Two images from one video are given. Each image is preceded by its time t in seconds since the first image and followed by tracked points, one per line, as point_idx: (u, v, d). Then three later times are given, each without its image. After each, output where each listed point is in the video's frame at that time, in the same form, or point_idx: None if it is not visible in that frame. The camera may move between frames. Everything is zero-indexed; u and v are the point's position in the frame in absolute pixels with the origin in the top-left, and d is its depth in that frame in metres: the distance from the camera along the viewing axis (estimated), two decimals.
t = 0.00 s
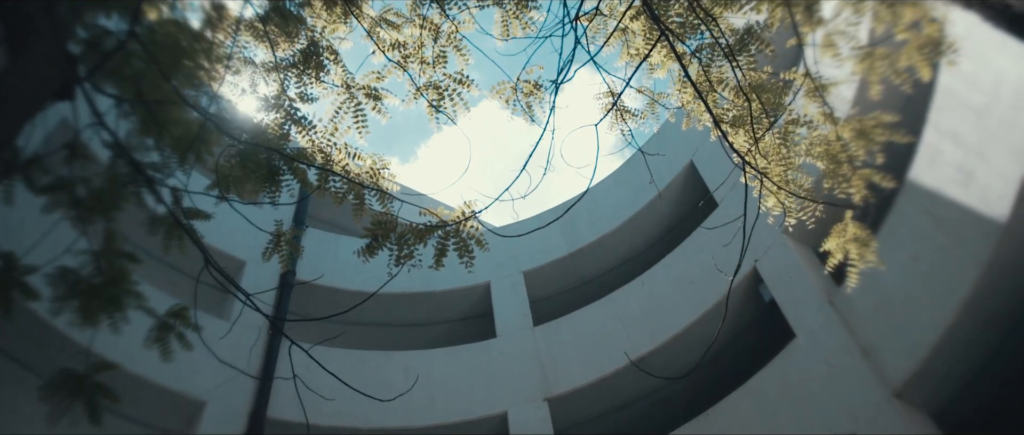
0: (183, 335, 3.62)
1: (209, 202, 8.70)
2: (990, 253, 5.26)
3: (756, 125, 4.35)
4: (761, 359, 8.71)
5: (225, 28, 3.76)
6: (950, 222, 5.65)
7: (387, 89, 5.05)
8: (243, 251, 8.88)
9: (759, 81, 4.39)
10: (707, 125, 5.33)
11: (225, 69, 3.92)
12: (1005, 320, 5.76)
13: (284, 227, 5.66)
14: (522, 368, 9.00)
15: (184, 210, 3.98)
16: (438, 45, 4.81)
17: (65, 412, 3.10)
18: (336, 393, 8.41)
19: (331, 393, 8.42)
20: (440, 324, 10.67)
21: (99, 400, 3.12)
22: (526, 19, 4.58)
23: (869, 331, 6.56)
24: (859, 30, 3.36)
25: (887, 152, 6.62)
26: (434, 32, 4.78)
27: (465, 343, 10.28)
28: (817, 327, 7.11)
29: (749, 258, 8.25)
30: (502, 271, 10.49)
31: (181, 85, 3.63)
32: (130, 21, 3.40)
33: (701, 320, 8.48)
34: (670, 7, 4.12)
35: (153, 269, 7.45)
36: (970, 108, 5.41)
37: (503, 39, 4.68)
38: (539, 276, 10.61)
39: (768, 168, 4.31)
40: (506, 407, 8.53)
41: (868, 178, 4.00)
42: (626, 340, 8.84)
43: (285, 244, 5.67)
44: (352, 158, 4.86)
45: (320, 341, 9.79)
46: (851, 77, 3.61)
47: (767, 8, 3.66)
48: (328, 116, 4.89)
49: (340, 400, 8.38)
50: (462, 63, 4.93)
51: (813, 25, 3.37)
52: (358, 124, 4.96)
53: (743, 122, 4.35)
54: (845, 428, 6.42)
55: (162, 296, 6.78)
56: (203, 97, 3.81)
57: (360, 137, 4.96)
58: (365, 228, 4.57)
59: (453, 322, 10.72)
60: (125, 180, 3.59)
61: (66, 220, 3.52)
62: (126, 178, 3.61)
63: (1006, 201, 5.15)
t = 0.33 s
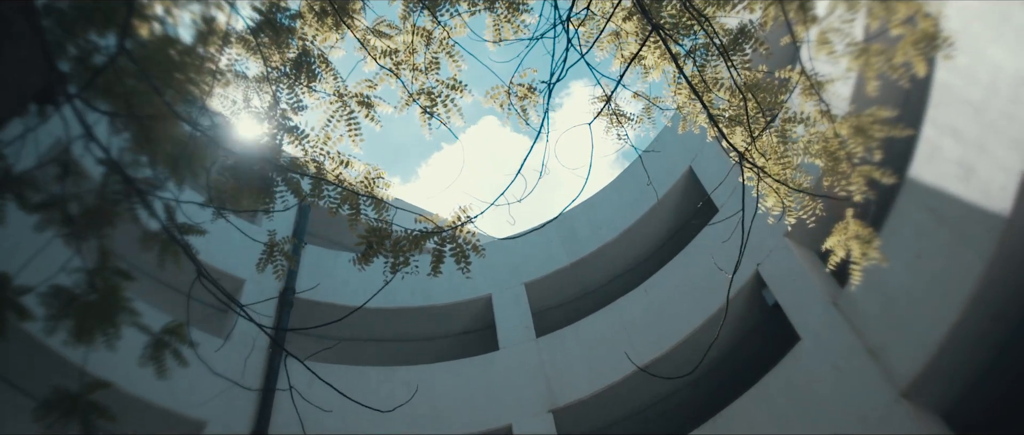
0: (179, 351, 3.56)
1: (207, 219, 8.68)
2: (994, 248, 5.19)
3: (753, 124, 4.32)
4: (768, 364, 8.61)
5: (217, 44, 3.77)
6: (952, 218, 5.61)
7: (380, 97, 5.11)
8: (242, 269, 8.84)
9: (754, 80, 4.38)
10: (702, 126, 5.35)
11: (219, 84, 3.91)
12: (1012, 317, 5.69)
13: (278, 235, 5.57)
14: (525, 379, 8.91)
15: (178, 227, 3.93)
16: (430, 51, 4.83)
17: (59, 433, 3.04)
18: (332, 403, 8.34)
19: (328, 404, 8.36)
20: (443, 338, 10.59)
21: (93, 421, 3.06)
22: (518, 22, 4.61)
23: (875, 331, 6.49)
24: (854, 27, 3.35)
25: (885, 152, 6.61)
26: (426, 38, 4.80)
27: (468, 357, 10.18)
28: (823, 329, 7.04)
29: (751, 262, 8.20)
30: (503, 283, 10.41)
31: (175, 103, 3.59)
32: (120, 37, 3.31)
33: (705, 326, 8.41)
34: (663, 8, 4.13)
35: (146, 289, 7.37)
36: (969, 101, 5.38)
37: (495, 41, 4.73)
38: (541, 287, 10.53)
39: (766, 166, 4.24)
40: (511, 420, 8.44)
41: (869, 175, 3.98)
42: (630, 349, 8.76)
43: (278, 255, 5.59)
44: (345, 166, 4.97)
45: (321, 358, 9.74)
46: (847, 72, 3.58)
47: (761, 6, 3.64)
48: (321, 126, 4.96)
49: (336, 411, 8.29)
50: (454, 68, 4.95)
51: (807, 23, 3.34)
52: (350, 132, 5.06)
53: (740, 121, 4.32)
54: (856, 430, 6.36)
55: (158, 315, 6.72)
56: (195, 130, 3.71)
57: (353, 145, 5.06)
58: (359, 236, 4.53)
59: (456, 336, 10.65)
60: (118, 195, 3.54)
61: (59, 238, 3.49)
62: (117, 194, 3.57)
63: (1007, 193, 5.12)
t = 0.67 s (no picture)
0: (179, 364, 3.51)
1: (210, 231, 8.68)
2: (1002, 237, 5.16)
3: (751, 118, 4.29)
4: (777, 364, 8.52)
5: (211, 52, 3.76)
6: (957, 209, 5.57)
7: (376, 101, 5.07)
8: (246, 283, 8.80)
9: (751, 74, 4.35)
10: (700, 123, 5.40)
11: (212, 93, 3.89)
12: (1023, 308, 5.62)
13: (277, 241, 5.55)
14: (533, 386, 8.82)
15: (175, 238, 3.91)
16: (424, 52, 4.81)
17: None
18: (334, 410, 8.30)
19: (330, 410, 8.32)
20: (449, 349, 10.53)
21: None
22: (512, 22, 4.59)
23: (884, 327, 6.42)
24: (850, 18, 3.33)
25: (888, 146, 6.55)
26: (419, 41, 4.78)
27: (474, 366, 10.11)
28: (830, 327, 6.97)
29: (757, 261, 8.14)
30: (507, 291, 10.32)
31: (166, 110, 3.57)
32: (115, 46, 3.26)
33: (711, 327, 8.33)
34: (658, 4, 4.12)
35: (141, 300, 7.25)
36: (970, 90, 5.34)
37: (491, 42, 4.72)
38: (545, 294, 10.47)
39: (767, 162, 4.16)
40: (519, 428, 8.35)
41: (870, 166, 4.00)
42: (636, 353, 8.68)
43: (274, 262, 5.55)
44: (340, 171, 4.99)
45: (327, 371, 9.73)
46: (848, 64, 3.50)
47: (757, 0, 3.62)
48: (316, 132, 4.94)
49: (338, 417, 8.26)
50: (449, 70, 4.99)
51: (804, 16, 3.33)
52: (346, 137, 5.03)
53: (738, 115, 4.30)
54: (868, 427, 6.30)
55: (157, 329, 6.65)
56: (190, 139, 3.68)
57: (348, 150, 5.06)
58: (354, 239, 4.58)
59: (462, 345, 10.57)
60: (116, 208, 3.47)
61: (55, 252, 3.45)
62: (113, 207, 3.48)
63: (1013, 181, 5.07)
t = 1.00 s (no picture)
0: (184, 370, 3.51)
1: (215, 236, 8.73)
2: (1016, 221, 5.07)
3: (756, 106, 4.23)
4: (792, 358, 8.43)
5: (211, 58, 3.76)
6: (969, 194, 5.49)
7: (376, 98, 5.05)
8: (254, 290, 8.82)
9: (755, 63, 4.31)
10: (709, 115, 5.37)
11: (212, 98, 3.90)
12: None
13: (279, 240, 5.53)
14: (544, 387, 8.75)
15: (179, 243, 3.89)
16: (422, 49, 4.76)
17: None
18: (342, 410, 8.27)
19: (336, 410, 8.31)
20: (460, 353, 10.48)
21: None
22: (511, 15, 4.56)
23: (899, 317, 6.34)
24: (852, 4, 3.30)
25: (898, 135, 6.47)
26: (417, 38, 4.73)
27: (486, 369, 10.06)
28: (843, 319, 6.89)
29: (767, 254, 8.05)
30: (516, 293, 10.24)
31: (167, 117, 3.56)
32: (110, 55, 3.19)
33: (724, 324, 8.24)
34: None
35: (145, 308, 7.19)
36: (977, 73, 5.28)
37: (489, 37, 4.72)
38: (555, 295, 10.41)
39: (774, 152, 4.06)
40: (532, 430, 8.27)
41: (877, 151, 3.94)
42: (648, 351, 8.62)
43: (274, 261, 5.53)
44: (340, 169, 4.99)
45: (339, 378, 9.73)
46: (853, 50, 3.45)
47: None
48: (315, 131, 4.97)
49: (345, 419, 8.24)
50: (449, 67, 4.92)
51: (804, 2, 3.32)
52: (347, 136, 5.05)
53: (742, 103, 4.23)
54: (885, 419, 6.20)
55: (161, 337, 6.63)
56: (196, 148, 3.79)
57: (349, 148, 5.08)
58: (355, 236, 4.58)
59: (473, 348, 10.53)
60: (118, 214, 3.45)
61: (59, 261, 3.44)
62: (115, 216, 3.44)
63: None
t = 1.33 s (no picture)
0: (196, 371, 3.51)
1: (227, 238, 8.77)
2: None
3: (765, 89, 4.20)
4: (814, 346, 8.32)
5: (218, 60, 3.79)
6: (988, 172, 5.39)
7: (380, 93, 5.05)
8: (268, 293, 8.81)
9: (764, 45, 4.26)
10: (718, 104, 5.36)
11: (218, 97, 3.89)
12: None
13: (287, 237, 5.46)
14: (562, 382, 8.68)
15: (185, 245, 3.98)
16: (426, 42, 4.80)
17: None
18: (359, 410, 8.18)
19: (351, 406, 8.27)
20: (477, 352, 10.44)
21: None
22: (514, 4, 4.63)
23: (920, 301, 6.24)
24: None
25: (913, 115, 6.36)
26: (420, 31, 4.70)
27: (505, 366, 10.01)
28: (864, 306, 6.78)
29: (785, 242, 7.93)
30: (531, 291, 10.17)
31: (174, 118, 3.57)
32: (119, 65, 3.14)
33: (743, 314, 8.15)
34: None
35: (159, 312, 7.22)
36: (992, 49, 5.16)
37: (492, 27, 4.74)
38: (571, 291, 10.35)
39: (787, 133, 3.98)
40: (552, 427, 8.20)
41: (892, 132, 3.79)
42: (666, 344, 8.53)
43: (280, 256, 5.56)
44: (346, 164, 4.91)
45: (356, 379, 9.73)
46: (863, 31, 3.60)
47: None
48: (322, 127, 4.91)
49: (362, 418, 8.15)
50: (453, 58, 4.97)
51: None
52: (352, 131, 4.97)
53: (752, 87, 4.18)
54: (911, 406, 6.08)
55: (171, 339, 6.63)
56: (204, 152, 3.89)
57: (354, 144, 4.97)
58: (361, 226, 4.60)
59: (491, 347, 10.49)
60: (128, 216, 3.45)
61: (70, 264, 3.40)
62: (125, 218, 3.44)
63: None
